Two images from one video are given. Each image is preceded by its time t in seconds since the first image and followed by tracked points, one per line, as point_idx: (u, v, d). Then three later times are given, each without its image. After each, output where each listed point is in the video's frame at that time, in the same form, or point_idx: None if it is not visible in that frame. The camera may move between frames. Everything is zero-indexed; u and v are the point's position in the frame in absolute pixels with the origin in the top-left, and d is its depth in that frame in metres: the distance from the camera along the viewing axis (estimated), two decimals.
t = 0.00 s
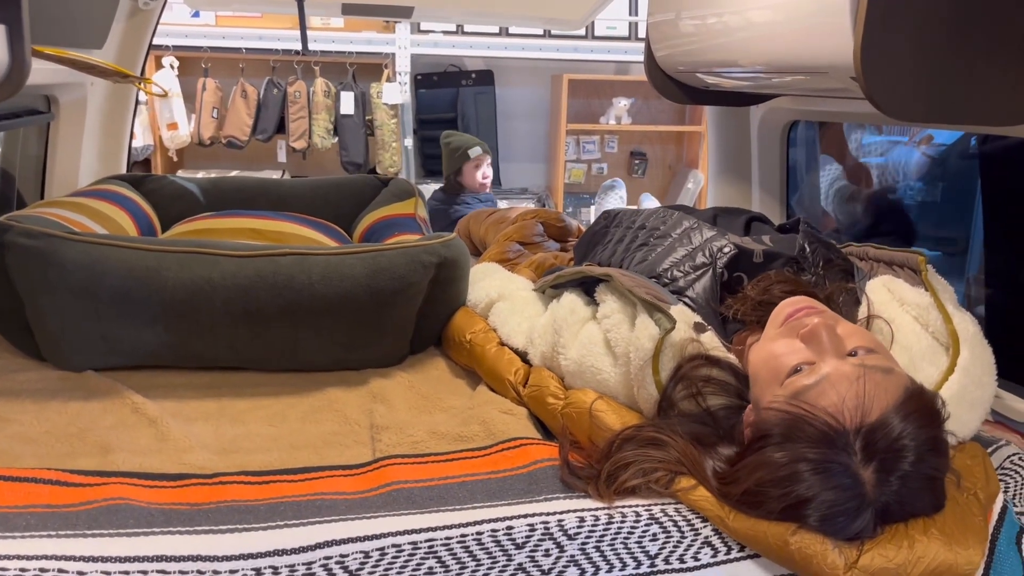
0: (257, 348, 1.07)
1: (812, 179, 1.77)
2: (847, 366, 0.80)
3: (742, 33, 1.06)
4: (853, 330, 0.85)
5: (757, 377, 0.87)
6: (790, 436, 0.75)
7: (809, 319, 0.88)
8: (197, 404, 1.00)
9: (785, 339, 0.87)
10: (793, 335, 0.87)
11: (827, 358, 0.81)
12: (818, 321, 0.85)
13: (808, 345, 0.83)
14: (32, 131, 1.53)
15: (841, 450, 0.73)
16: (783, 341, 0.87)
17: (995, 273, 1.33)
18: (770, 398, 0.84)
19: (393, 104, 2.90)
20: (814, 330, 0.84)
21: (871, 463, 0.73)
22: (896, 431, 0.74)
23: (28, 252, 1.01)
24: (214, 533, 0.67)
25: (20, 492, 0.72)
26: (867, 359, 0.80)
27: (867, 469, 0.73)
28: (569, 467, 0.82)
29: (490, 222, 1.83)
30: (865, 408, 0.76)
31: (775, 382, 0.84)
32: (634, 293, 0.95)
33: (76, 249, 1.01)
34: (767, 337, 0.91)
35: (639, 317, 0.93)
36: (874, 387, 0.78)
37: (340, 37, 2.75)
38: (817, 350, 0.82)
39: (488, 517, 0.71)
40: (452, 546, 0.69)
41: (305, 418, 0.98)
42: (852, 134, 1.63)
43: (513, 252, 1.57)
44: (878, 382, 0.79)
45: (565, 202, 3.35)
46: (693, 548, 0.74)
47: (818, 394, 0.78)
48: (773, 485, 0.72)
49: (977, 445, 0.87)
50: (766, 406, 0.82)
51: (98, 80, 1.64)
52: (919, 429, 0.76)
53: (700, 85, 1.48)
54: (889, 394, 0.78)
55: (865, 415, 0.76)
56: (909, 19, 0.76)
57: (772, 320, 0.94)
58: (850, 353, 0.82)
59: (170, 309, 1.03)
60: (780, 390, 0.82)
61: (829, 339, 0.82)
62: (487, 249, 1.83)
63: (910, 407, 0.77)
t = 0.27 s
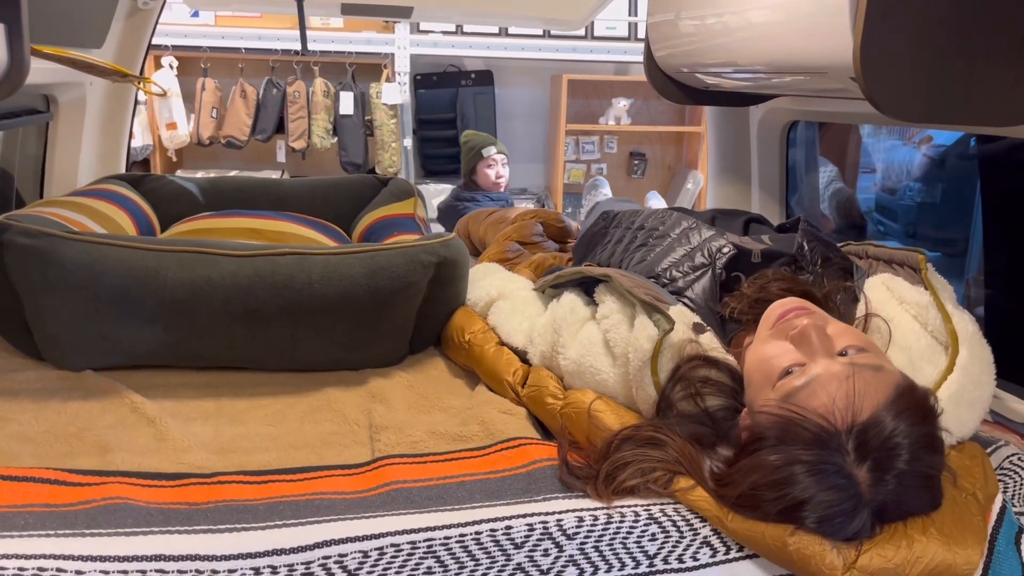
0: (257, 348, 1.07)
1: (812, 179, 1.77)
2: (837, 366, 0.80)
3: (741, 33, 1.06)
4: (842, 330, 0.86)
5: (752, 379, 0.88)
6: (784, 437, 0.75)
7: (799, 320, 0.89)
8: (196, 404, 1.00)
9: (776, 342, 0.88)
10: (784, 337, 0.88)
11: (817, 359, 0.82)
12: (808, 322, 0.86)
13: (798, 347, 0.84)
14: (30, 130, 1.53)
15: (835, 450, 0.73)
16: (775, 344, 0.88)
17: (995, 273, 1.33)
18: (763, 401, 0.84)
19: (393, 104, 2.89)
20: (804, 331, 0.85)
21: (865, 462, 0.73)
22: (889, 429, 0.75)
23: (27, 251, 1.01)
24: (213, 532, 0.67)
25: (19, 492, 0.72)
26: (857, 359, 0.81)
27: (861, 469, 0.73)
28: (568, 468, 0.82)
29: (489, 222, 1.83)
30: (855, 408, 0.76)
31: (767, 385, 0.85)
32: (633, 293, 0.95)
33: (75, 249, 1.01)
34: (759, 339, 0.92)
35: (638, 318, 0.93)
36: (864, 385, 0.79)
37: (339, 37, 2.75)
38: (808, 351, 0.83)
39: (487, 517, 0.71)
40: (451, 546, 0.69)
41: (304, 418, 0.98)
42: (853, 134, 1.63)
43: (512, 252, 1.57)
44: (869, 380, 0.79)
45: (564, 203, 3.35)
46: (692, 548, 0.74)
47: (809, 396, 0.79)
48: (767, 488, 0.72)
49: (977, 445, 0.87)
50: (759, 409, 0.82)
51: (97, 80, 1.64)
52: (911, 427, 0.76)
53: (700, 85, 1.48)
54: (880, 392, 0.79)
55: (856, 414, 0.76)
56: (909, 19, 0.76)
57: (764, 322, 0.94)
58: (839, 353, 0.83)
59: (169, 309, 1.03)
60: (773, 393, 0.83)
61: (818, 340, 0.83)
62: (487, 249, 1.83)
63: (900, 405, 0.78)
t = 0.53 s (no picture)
0: (255, 347, 1.07)
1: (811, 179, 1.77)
2: (817, 367, 0.82)
3: (741, 34, 1.06)
4: (823, 333, 0.87)
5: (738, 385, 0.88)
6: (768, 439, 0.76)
7: (779, 323, 0.90)
8: (194, 404, 1.00)
9: (760, 346, 0.89)
10: (766, 341, 0.89)
11: (798, 362, 0.83)
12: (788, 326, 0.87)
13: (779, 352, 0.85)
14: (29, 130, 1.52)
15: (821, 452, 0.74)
16: (758, 348, 0.89)
17: (994, 274, 1.33)
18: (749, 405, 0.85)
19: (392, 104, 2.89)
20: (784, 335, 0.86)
21: (849, 462, 0.74)
22: (872, 426, 0.76)
23: (25, 251, 1.00)
24: (210, 533, 0.67)
25: (16, 492, 0.71)
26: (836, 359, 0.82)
27: (845, 469, 0.74)
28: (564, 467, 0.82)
29: (488, 222, 1.83)
30: (833, 407, 0.77)
31: (751, 390, 0.86)
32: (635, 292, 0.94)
33: (73, 249, 1.01)
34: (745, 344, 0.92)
35: (638, 318, 0.93)
36: (844, 384, 0.79)
37: (338, 38, 2.75)
38: (789, 355, 0.84)
39: (485, 517, 0.71)
40: (449, 547, 0.69)
41: (302, 418, 0.98)
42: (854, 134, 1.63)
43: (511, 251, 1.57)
44: (850, 379, 0.80)
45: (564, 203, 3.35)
46: (690, 549, 0.74)
47: (788, 399, 0.80)
48: (753, 491, 0.72)
49: (972, 446, 0.87)
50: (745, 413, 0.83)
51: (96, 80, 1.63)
52: (897, 424, 0.76)
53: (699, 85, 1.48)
54: (861, 389, 0.79)
55: (835, 413, 0.77)
56: (908, 20, 0.76)
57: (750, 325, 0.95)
58: (820, 354, 0.84)
59: (167, 308, 1.02)
60: (757, 398, 0.84)
61: (798, 344, 0.85)
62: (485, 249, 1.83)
63: (882, 401, 0.78)
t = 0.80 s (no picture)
0: (254, 348, 1.07)
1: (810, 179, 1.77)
2: (770, 374, 0.80)
3: (740, 34, 1.06)
4: (783, 333, 0.85)
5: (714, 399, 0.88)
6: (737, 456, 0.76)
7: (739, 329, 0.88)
8: (192, 404, 1.00)
9: (724, 361, 0.88)
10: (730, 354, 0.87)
11: (757, 372, 0.82)
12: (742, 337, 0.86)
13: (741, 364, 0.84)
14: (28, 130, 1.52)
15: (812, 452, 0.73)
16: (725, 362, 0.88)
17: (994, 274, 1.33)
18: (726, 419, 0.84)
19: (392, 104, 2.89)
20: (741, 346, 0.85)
21: (818, 463, 0.73)
22: (830, 417, 0.73)
23: (23, 251, 1.00)
24: (209, 533, 0.67)
25: (14, 492, 0.71)
26: (790, 360, 0.80)
27: (817, 473, 0.73)
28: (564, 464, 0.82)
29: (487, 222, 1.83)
30: (785, 416, 0.76)
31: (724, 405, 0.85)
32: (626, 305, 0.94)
33: (72, 249, 1.01)
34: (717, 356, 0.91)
35: (629, 332, 0.94)
36: (796, 387, 0.77)
37: (338, 38, 2.75)
38: (747, 368, 0.83)
39: (483, 517, 0.71)
40: (448, 547, 0.69)
41: (301, 418, 0.98)
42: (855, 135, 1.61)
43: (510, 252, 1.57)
44: (801, 379, 0.78)
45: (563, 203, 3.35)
46: (689, 549, 0.74)
47: (749, 413, 0.79)
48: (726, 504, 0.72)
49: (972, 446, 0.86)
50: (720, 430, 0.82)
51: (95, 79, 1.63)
52: (860, 413, 0.74)
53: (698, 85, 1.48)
54: (815, 386, 0.77)
55: (790, 420, 0.76)
56: (908, 20, 0.76)
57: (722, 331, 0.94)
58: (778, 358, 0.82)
59: (166, 309, 1.02)
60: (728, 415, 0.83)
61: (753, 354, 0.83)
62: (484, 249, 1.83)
63: (837, 392, 0.75)
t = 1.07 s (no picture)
0: (252, 349, 1.07)
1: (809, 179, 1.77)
2: (760, 381, 0.79)
3: (738, 33, 1.06)
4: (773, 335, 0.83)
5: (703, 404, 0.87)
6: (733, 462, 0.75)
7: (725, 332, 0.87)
8: (191, 403, 1.00)
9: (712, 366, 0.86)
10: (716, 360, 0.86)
11: (747, 377, 0.80)
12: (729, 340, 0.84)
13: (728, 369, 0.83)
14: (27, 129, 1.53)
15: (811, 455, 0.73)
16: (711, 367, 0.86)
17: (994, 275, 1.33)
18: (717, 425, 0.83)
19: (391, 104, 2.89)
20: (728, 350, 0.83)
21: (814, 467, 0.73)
22: (823, 423, 0.74)
23: (22, 251, 1.00)
24: (207, 532, 0.67)
25: (13, 491, 0.71)
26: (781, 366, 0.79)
27: (812, 476, 0.73)
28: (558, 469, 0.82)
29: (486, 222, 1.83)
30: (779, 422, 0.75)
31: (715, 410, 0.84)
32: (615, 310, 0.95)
33: (72, 249, 1.01)
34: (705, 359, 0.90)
35: (621, 338, 0.95)
36: (787, 394, 0.77)
37: (337, 37, 2.75)
38: (737, 373, 0.82)
39: (482, 516, 0.71)
40: (446, 546, 0.69)
41: (299, 418, 0.98)
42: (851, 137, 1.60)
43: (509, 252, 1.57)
44: (791, 384, 0.77)
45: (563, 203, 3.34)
46: (687, 548, 0.74)
47: (742, 422, 0.79)
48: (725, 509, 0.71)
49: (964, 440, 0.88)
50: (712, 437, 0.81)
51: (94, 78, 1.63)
52: (852, 418, 0.74)
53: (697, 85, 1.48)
54: (806, 392, 0.77)
55: (785, 426, 0.75)
56: (906, 19, 0.76)
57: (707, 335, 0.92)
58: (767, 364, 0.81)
59: (165, 309, 1.03)
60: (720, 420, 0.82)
61: (741, 359, 0.81)
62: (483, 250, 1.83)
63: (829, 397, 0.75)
